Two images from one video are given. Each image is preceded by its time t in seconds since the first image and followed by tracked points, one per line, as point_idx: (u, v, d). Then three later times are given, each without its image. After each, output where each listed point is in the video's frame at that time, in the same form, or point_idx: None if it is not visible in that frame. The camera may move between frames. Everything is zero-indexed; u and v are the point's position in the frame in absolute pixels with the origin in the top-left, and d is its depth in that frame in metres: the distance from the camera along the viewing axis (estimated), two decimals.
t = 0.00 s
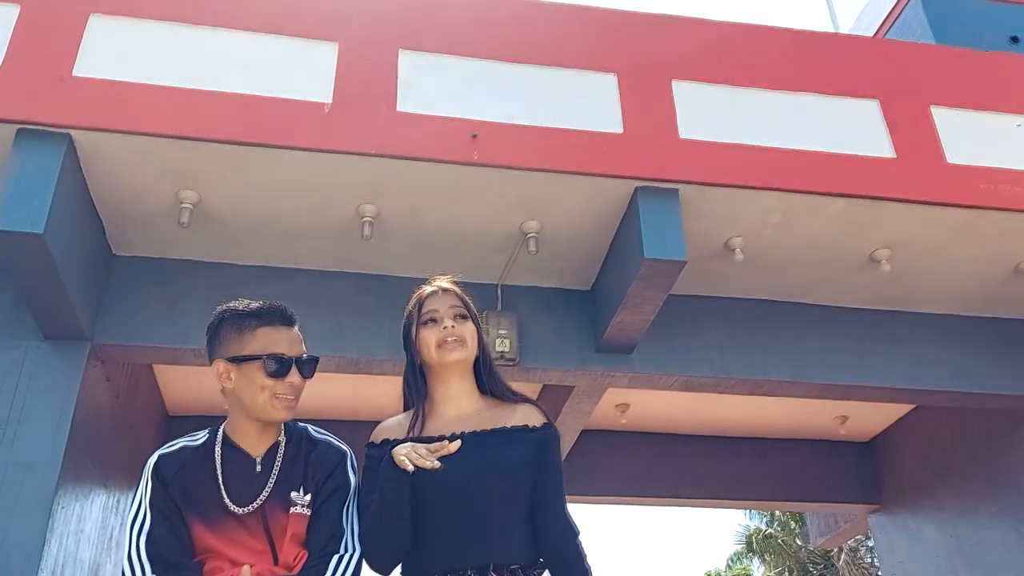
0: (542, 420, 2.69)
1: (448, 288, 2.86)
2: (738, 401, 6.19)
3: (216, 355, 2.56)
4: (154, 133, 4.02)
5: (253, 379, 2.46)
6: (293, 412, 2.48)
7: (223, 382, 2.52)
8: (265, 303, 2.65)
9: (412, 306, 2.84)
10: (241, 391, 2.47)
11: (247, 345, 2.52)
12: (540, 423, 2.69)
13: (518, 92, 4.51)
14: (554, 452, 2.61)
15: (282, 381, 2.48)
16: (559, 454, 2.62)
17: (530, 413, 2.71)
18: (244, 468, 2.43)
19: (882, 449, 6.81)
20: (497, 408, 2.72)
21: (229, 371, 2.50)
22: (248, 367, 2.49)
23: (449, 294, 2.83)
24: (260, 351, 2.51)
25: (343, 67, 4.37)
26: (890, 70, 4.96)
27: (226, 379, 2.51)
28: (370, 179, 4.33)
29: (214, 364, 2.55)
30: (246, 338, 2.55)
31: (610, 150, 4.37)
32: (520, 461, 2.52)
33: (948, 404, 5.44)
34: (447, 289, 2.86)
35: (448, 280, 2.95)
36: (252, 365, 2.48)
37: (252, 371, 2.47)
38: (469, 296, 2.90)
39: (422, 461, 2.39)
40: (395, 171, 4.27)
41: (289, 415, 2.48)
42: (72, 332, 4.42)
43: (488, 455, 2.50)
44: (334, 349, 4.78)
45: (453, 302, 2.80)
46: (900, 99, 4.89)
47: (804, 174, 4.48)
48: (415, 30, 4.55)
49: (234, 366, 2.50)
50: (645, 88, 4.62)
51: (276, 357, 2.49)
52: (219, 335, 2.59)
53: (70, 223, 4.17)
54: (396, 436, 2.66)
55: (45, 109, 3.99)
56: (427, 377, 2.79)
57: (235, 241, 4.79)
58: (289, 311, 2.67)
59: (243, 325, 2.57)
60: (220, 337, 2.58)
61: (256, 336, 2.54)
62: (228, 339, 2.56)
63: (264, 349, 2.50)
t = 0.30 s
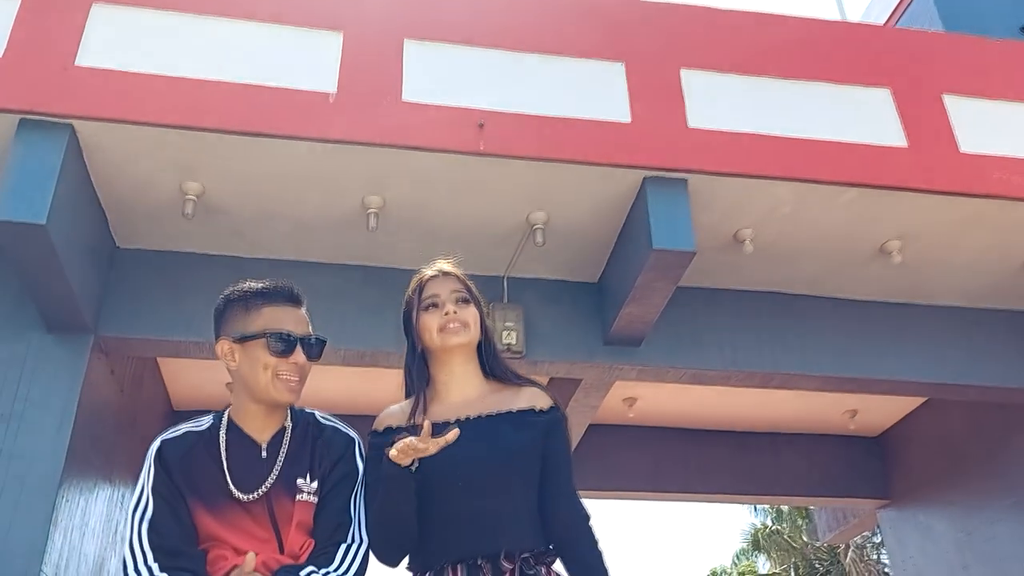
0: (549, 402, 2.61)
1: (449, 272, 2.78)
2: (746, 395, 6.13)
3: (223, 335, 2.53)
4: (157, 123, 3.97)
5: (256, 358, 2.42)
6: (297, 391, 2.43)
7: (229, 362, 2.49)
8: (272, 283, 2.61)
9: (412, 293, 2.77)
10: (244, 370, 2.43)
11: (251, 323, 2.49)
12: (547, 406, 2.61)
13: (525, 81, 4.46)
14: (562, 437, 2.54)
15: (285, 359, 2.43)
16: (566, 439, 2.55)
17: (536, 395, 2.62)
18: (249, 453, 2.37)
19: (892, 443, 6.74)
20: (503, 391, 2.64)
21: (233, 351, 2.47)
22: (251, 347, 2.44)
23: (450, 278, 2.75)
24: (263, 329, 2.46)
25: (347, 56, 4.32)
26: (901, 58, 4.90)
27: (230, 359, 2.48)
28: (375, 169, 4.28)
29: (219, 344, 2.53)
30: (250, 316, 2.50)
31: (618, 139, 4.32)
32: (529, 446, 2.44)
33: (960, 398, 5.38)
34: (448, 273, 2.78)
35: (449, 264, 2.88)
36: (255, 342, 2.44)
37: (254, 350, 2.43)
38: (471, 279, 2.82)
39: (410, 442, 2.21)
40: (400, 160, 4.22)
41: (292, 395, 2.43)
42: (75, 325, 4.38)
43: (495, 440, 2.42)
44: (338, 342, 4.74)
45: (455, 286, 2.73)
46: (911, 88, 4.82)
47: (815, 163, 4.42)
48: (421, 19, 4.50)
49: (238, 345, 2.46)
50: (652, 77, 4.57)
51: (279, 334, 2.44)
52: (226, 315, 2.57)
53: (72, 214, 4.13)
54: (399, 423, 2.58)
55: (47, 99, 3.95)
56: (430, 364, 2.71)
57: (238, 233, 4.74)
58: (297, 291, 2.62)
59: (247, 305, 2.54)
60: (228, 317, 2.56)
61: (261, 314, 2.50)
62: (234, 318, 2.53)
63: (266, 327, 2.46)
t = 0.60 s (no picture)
0: (558, 386, 2.47)
1: (452, 253, 2.63)
2: (754, 390, 6.06)
3: (224, 316, 2.47)
4: (157, 113, 3.90)
5: (255, 340, 2.35)
6: (296, 374, 2.36)
7: (228, 343, 2.42)
8: (277, 265, 2.56)
9: (413, 277, 2.63)
10: (242, 352, 2.36)
11: (252, 305, 2.42)
12: (556, 390, 2.45)
13: (531, 70, 4.38)
14: (571, 422, 2.39)
15: (285, 341, 2.36)
16: (577, 424, 2.40)
17: (545, 378, 2.48)
18: (249, 441, 2.30)
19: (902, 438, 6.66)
20: (510, 375, 2.51)
21: (233, 332, 2.41)
22: (249, 328, 2.37)
23: (452, 261, 2.60)
24: (263, 310, 2.39)
25: (350, 45, 4.25)
26: (913, 47, 4.82)
27: (229, 340, 2.41)
28: (379, 160, 4.20)
29: (219, 324, 2.46)
30: (252, 297, 2.44)
31: (626, 128, 4.24)
32: (535, 433, 2.29)
33: (972, 391, 5.30)
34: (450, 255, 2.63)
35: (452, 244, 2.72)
36: (255, 323, 2.37)
37: (253, 332, 2.36)
38: (475, 260, 2.67)
39: (387, 403, 1.96)
40: (404, 150, 4.14)
41: (292, 378, 2.35)
42: (75, 319, 4.31)
43: (499, 427, 2.28)
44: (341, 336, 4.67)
45: (457, 270, 2.58)
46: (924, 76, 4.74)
47: (827, 153, 4.33)
48: (425, 8, 4.43)
49: (237, 326, 2.40)
50: (660, 66, 4.49)
51: (279, 316, 2.37)
52: (228, 297, 2.51)
53: (71, 207, 4.06)
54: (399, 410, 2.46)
55: (45, 88, 3.88)
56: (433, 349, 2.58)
57: (240, 225, 4.67)
58: (302, 275, 2.56)
59: (250, 285, 2.48)
60: (229, 299, 2.50)
61: (262, 295, 2.44)
62: (236, 300, 2.47)
63: (267, 308, 2.39)
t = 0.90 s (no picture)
0: (578, 374, 2.36)
1: (463, 238, 2.55)
2: (766, 387, 5.98)
3: (232, 304, 2.44)
4: (163, 106, 3.85)
5: (262, 329, 2.31)
6: (304, 364, 2.31)
7: (235, 331, 2.39)
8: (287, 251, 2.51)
9: (426, 264, 2.57)
10: (249, 341, 2.32)
11: (260, 293, 2.38)
12: (575, 377, 2.34)
13: (541, 62, 4.32)
14: (593, 411, 2.27)
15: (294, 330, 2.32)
16: (599, 413, 2.28)
17: (563, 366, 2.38)
18: (257, 435, 2.24)
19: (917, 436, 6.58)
20: (528, 364, 2.42)
21: (240, 320, 2.37)
22: (257, 317, 2.33)
23: (463, 247, 2.53)
24: (271, 298, 2.35)
25: (358, 37, 4.20)
26: (929, 37, 4.74)
27: (237, 328, 2.38)
28: (388, 153, 4.14)
29: (227, 312, 2.43)
30: (260, 284, 2.40)
31: (638, 120, 4.17)
32: (554, 425, 2.18)
33: (989, 388, 5.22)
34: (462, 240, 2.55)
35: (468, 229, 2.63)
36: (263, 312, 2.33)
37: (261, 320, 2.32)
38: (490, 242, 2.58)
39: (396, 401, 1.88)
40: (412, 144, 4.09)
41: (301, 369, 2.31)
42: (81, 316, 4.27)
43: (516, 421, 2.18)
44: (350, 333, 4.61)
45: (467, 256, 2.50)
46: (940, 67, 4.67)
47: (842, 144, 4.26)
48: None
49: (245, 314, 2.36)
50: (672, 58, 4.42)
51: (288, 303, 2.33)
52: (237, 285, 2.47)
53: (76, 202, 4.01)
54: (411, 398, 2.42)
55: (50, 82, 3.83)
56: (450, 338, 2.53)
57: (248, 221, 4.62)
58: (312, 262, 2.51)
59: (258, 273, 2.43)
60: (238, 287, 2.46)
61: (271, 282, 2.39)
62: (245, 288, 2.43)
63: (275, 296, 2.35)
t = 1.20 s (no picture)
0: (596, 364, 2.32)
1: (470, 225, 2.51)
2: (777, 384, 5.92)
3: (230, 295, 2.39)
4: (165, 101, 3.81)
5: (262, 320, 2.25)
6: (305, 356, 2.25)
7: (234, 323, 2.33)
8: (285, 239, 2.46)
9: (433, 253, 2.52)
10: (249, 333, 2.26)
11: (259, 282, 2.33)
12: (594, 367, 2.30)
13: (548, 54, 4.27)
14: (611, 403, 2.23)
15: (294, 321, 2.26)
16: (616, 404, 2.23)
17: (581, 356, 2.33)
18: (258, 429, 2.20)
19: (929, 432, 6.50)
20: (543, 354, 2.37)
21: (239, 311, 2.31)
22: (255, 308, 2.28)
23: (471, 235, 2.48)
24: (270, 288, 2.29)
25: (363, 31, 4.15)
26: (941, 27, 4.68)
27: (236, 320, 2.32)
28: (393, 148, 4.09)
29: (225, 303, 2.37)
30: (258, 273, 2.35)
31: (646, 112, 4.11)
32: (573, 414, 2.14)
33: (1003, 382, 5.14)
34: (471, 228, 2.50)
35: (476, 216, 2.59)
36: (262, 302, 2.28)
37: (260, 311, 2.26)
38: (499, 227, 2.53)
39: (403, 406, 1.81)
40: (417, 137, 4.03)
41: (302, 360, 2.25)
42: (85, 315, 4.23)
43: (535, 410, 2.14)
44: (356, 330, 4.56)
45: (476, 243, 2.45)
46: (953, 56, 4.60)
47: (854, 135, 4.19)
48: None
49: (244, 306, 2.30)
50: (681, 50, 4.36)
51: (289, 292, 2.27)
52: (235, 275, 2.41)
53: (78, 199, 3.97)
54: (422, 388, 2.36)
55: (51, 77, 3.79)
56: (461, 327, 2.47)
57: (252, 217, 4.58)
58: (311, 250, 2.46)
59: (256, 262, 2.38)
60: (236, 276, 2.41)
61: (268, 271, 2.34)
62: (243, 277, 2.38)
63: (274, 286, 2.29)
